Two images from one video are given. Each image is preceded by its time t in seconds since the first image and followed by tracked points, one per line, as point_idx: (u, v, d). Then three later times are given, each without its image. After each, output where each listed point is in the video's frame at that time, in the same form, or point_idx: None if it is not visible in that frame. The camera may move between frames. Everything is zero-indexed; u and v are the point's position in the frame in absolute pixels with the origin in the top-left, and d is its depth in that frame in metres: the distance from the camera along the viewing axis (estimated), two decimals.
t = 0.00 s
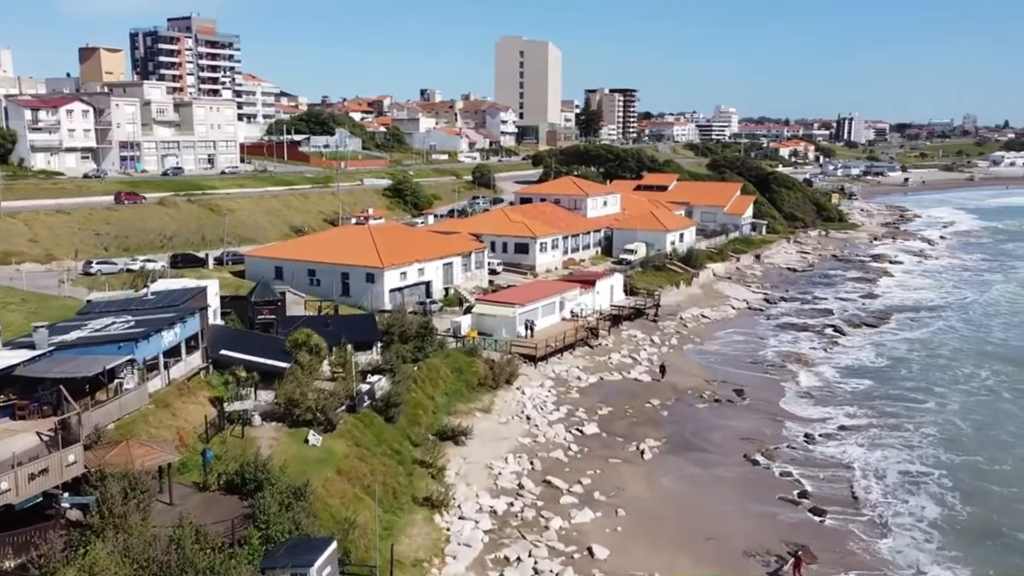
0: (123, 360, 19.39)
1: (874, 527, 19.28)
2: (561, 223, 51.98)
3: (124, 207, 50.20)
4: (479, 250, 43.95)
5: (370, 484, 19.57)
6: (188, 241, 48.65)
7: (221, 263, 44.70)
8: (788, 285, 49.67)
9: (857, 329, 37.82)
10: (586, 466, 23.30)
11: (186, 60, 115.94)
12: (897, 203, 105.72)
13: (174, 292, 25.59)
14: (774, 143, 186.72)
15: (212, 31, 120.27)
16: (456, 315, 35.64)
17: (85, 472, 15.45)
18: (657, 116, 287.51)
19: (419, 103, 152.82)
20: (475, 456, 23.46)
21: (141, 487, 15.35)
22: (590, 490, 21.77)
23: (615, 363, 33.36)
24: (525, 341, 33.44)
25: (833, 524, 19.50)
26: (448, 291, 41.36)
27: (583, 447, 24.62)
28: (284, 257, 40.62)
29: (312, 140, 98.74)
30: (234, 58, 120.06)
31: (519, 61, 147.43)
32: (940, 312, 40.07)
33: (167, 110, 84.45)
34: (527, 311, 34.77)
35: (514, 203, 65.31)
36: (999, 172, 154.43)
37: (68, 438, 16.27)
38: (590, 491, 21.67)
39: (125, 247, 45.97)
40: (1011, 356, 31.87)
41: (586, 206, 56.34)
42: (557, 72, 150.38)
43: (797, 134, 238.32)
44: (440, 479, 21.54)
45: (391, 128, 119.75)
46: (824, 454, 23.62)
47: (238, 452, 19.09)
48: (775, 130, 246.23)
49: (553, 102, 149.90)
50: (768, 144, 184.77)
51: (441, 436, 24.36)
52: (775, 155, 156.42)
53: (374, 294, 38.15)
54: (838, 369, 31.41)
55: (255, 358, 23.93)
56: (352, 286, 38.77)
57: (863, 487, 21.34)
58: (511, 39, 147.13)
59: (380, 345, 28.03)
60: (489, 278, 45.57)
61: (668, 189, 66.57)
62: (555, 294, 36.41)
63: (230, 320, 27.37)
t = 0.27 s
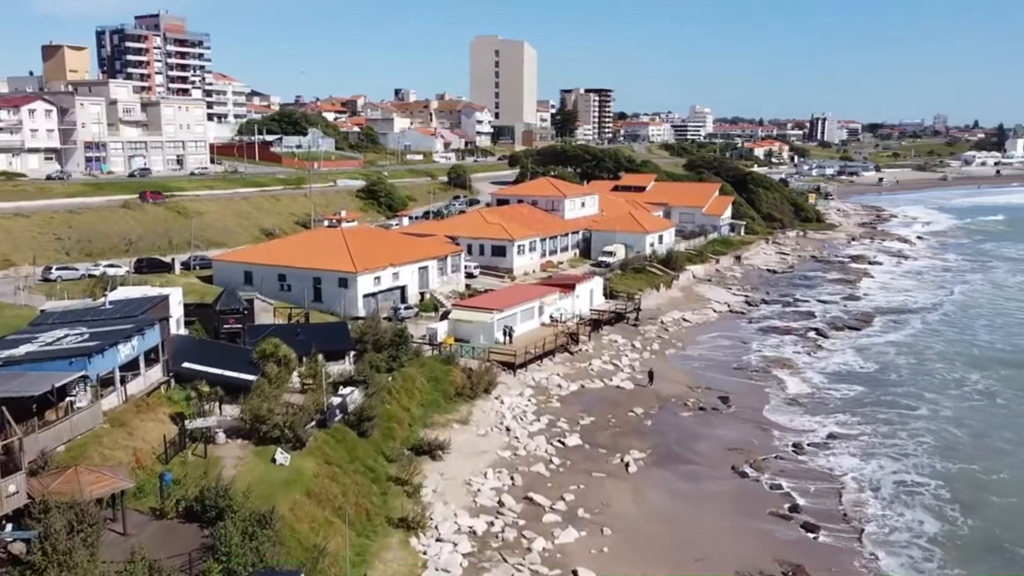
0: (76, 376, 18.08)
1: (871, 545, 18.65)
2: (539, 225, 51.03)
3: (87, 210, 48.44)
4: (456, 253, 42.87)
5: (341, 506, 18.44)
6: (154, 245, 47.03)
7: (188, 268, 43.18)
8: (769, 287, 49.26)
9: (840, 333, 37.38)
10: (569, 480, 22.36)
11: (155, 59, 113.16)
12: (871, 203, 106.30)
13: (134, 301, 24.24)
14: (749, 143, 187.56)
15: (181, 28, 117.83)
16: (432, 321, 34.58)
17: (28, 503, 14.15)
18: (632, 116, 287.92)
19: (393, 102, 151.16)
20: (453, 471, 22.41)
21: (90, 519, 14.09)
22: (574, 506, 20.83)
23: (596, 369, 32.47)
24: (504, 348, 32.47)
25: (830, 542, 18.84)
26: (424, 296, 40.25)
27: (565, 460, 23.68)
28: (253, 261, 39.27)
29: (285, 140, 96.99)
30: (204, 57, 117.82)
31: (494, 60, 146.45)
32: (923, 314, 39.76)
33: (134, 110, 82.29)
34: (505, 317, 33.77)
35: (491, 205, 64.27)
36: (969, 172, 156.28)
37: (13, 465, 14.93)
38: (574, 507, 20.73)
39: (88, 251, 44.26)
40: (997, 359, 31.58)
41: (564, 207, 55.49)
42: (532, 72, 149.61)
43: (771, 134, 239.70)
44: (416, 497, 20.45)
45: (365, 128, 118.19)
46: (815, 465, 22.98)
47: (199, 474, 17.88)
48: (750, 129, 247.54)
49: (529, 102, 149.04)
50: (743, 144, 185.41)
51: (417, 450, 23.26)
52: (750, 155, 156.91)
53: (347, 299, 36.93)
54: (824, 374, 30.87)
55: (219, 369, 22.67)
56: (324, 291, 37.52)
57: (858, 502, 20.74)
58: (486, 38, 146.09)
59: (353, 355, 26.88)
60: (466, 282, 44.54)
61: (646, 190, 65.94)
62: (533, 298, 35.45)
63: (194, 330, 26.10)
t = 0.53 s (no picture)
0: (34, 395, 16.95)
1: (876, 564, 18.01)
2: (523, 227, 50.14)
3: (56, 213, 46.87)
4: (438, 256, 41.86)
5: (317, 528, 17.42)
6: (126, 249, 45.61)
7: (162, 272, 41.85)
8: (756, 289, 48.72)
9: (830, 336, 36.86)
10: (558, 495, 21.47)
11: (129, 58, 110.64)
12: (853, 203, 106.43)
13: (99, 309, 23.02)
14: (730, 143, 187.84)
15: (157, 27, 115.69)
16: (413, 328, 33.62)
17: None
18: (613, 116, 287.96)
19: (373, 102, 149.70)
20: (436, 487, 21.42)
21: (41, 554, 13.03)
22: (564, 523, 19.94)
23: (583, 375, 31.63)
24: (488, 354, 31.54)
25: (833, 559, 18.19)
26: (405, 300, 39.21)
27: (553, 473, 22.76)
28: (229, 266, 38.03)
29: (263, 141, 95.47)
30: (181, 56, 115.81)
31: (476, 60, 145.52)
32: (913, 315, 39.37)
33: (107, 110, 80.47)
34: (489, 322, 32.84)
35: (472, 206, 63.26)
36: (948, 171, 157.33)
37: None
38: (564, 524, 19.84)
39: (57, 256, 42.76)
40: (990, 362, 31.12)
41: (548, 209, 54.66)
42: (514, 72, 148.76)
43: (752, 134, 240.51)
44: (397, 516, 19.45)
45: (345, 129, 116.77)
46: (812, 477, 22.30)
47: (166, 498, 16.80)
48: (731, 129, 248.28)
49: (511, 102, 148.15)
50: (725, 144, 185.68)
51: (398, 464, 22.23)
52: (732, 155, 157.05)
53: (326, 304, 35.82)
54: (816, 380, 30.23)
55: (190, 382, 21.52)
56: (302, 296, 36.39)
57: (861, 516, 20.12)
58: (467, 37, 145.11)
59: (332, 364, 25.81)
60: (448, 285, 43.57)
61: (630, 190, 65.27)
62: (518, 303, 34.53)
63: (164, 341, 24.95)
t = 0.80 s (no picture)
0: None
1: None
2: (509, 229, 49.19)
3: (29, 215, 45.42)
4: (423, 259, 40.82)
5: (294, 553, 16.41)
6: (102, 253, 44.26)
7: (138, 277, 40.57)
8: (746, 291, 48.05)
9: (824, 340, 36.22)
10: (550, 511, 20.55)
11: (108, 57, 108.63)
12: (840, 203, 106.24)
13: (66, 319, 21.83)
14: (716, 143, 187.72)
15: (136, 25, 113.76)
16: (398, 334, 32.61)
17: None
18: (598, 116, 287.59)
19: (357, 102, 148.28)
20: (421, 504, 20.42)
21: None
22: (557, 542, 19.01)
23: (574, 382, 30.74)
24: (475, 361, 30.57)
25: None
26: (390, 305, 38.16)
27: (544, 488, 21.82)
28: (207, 270, 36.84)
29: (245, 141, 94.00)
30: (161, 55, 113.98)
31: (461, 59, 144.47)
32: (906, 317, 38.84)
33: (85, 110, 78.79)
34: (477, 328, 31.86)
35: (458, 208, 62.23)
36: (933, 171, 157.80)
37: None
38: (558, 543, 18.92)
39: (29, 260, 41.36)
40: (989, 367, 30.52)
41: (535, 210, 53.78)
42: (499, 71, 147.80)
43: (737, 134, 240.82)
44: (379, 537, 18.45)
45: (329, 129, 115.39)
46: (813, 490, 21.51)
47: (132, 525, 15.72)
48: (717, 129, 248.49)
49: (496, 102, 147.19)
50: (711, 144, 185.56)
51: (382, 480, 21.21)
52: (718, 155, 156.89)
53: (308, 310, 34.71)
54: (813, 387, 29.48)
55: (161, 396, 20.40)
56: (283, 302, 35.26)
57: (868, 531, 19.38)
58: (452, 36, 144.05)
59: (313, 375, 24.72)
60: (434, 289, 42.57)
61: (618, 191, 64.50)
62: (506, 308, 33.56)
63: (135, 352, 23.79)
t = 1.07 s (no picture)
0: None
1: None
2: (497, 231, 48.19)
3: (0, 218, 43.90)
4: (409, 263, 39.69)
5: None
6: (76, 257, 42.82)
7: (113, 282, 39.20)
8: (739, 293, 47.28)
9: (820, 344, 35.44)
10: (544, 530, 19.52)
11: (87, 55, 106.55)
12: (827, 203, 105.96)
13: (27, 329, 20.56)
14: (703, 143, 187.46)
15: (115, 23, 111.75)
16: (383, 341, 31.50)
17: None
18: (584, 116, 286.92)
19: (342, 102, 146.71)
20: (406, 525, 19.32)
21: None
22: (552, 564, 18.00)
23: (565, 390, 29.72)
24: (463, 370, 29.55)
25: None
26: (375, 310, 37.02)
27: (536, 505, 20.78)
28: (184, 275, 35.55)
29: (227, 142, 92.42)
30: (141, 54, 112.09)
31: (447, 59, 143.27)
32: (903, 320, 38.15)
33: (61, 109, 76.99)
34: (465, 335, 30.80)
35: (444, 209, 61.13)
36: (919, 171, 158.18)
37: None
38: (552, 566, 17.90)
39: None
40: (989, 372, 29.82)
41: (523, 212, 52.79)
42: (486, 71, 146.70)
43: (724, 134, 240.84)
44: (362, 562, 17.35)
45: (313, 129, 113.90)
46: (818, 505, 20.62)
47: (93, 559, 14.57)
48: (703, 129, 248.43)
49: (483, 102, 146.10)
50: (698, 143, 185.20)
51: (365, 499, 20.08)
52: (705, 155, 156.48)
53: (289, 316, 33.52)
54: (811, 394, 28.66)
55: (129, 412, 19.19)
56: (263, 308, 34.05)
57: (878, 548, 18.52)
58: (438, 35, 142.83)
59: (292, 387, 23.54)
60: (420, 293, 41.51)
61: (607, 192, 63.63)
62: (495, 314, 32.50)
63: (104, 364, 22.55)
